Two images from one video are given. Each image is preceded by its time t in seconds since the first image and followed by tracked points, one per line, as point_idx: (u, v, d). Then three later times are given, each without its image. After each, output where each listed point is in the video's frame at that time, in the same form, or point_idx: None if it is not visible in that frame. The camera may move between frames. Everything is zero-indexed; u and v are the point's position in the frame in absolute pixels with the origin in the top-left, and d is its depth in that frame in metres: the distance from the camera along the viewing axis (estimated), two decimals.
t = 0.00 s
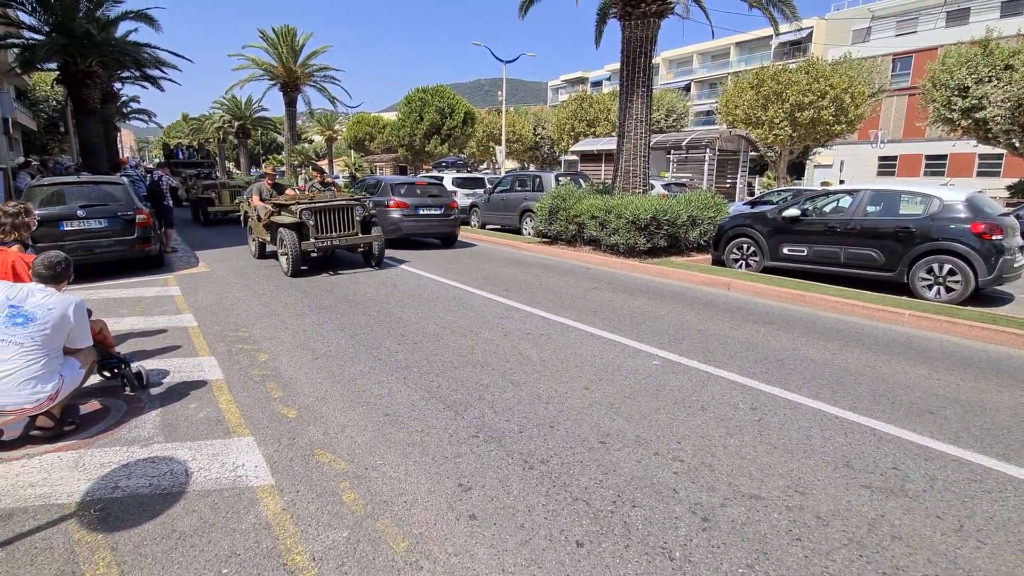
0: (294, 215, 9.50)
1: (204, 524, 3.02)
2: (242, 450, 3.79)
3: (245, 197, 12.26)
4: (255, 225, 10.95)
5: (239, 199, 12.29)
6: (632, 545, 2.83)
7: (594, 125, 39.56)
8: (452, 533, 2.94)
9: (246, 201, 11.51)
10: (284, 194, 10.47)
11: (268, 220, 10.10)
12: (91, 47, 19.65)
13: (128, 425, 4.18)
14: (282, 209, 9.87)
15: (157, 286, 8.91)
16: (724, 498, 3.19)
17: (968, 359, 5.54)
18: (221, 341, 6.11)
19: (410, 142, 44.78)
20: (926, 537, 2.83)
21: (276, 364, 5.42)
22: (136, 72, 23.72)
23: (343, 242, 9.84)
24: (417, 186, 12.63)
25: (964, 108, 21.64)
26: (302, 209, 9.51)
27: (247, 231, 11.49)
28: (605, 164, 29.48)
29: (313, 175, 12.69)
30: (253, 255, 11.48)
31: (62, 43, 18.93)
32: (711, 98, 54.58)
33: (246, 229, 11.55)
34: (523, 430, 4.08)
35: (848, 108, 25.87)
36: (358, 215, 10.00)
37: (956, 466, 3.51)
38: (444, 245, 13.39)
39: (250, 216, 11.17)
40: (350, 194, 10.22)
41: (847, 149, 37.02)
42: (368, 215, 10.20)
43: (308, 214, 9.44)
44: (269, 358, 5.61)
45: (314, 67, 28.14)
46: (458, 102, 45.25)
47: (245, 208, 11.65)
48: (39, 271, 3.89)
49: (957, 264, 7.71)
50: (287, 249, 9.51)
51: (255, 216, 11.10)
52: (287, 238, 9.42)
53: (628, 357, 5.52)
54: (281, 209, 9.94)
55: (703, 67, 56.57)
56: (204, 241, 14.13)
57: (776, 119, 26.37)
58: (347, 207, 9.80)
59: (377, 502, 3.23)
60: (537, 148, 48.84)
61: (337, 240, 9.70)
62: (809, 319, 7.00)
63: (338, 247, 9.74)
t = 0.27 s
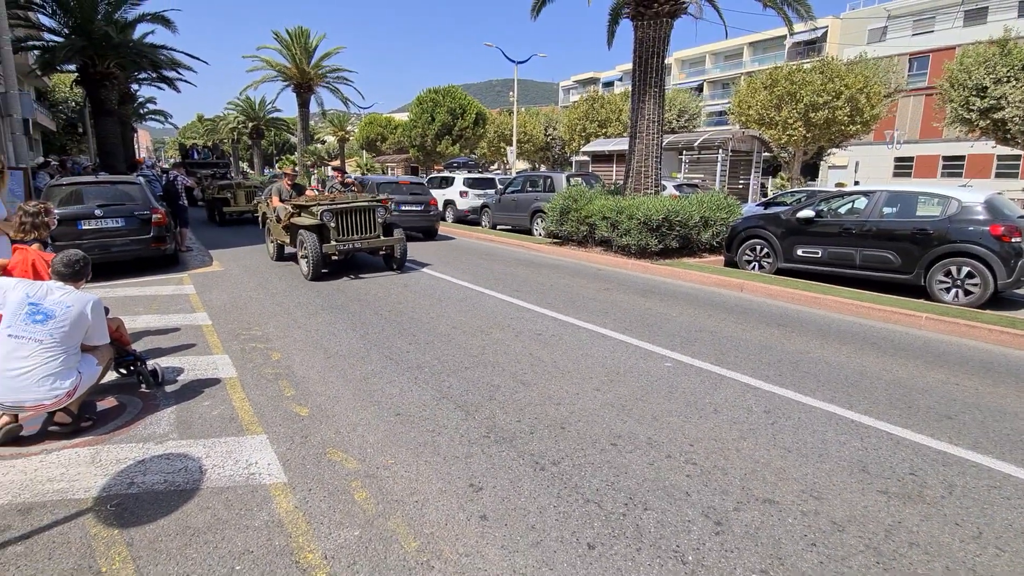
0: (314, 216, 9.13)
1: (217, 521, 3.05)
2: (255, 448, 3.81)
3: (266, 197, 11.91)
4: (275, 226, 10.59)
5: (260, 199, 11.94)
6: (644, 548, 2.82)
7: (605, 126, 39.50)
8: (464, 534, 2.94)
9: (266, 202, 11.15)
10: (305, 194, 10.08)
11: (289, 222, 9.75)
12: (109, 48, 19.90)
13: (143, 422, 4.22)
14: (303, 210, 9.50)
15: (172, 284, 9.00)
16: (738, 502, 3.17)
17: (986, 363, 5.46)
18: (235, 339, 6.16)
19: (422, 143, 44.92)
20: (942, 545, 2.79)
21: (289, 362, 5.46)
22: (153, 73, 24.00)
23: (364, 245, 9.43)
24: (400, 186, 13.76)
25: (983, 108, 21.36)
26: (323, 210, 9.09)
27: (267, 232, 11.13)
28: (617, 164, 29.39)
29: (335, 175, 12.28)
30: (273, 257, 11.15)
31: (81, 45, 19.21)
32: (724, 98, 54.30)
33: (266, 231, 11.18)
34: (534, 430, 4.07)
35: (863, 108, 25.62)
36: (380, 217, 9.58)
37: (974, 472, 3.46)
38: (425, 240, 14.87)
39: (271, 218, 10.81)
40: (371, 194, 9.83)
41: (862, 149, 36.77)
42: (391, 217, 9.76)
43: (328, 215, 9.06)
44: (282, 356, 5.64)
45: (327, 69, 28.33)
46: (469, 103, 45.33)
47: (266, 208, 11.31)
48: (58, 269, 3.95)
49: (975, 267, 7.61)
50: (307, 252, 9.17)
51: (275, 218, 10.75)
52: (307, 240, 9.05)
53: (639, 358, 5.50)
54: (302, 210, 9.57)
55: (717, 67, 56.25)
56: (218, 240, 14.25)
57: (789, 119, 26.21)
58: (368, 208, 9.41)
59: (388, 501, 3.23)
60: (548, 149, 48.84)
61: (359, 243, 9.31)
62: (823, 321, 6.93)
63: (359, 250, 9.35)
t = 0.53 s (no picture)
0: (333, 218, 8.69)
1: (227, 518, 3.06)
2: (264, 446, 3.83)
3: (280, 197, 11.47)
4: (291, 228, 10.18)
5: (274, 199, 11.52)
6: (653, 551, 2.80)
7: (615, 126, 39.42)
8: (472, 535, 2.93)
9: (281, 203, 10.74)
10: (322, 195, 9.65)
11: (306, 224, 9.32)
12: (122, 49, 20.07)
13: (154, 419, 4.25)
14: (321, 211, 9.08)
15: (184, 283, 9.06)
16: (748, 506, 3.15)
17: (1001, 367, 5.39)
18: (245, 338, 6.19)
19: (431, 143, 45.01)
20: (955, 551, 2.76)
21: (298, 362, 5.47)
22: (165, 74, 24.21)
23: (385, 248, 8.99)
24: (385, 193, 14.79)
25: (998, 108, 21.13)
26: (342, 212, 8.63)
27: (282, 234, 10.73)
28: (626, 165, 29.30)
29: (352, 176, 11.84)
30: (287, 260, 10.75)
31: (96, 46, 19.41)
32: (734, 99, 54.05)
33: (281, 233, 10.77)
34: (542, 432, 4.06)
35: (875, 108, 25.42)
36: (401, 219, 9.15)
37: (990, 478, 3.41)
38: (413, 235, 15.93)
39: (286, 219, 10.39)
40: (390, 195, 9.42)
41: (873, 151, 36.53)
42: (412, 219, 9.30)
43: (347, 217, 8.63)
44: (292, 356, 5.66)
45: (337, 69, 28.45)
46: (478, 103, 45.35)
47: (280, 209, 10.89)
48: (73, 268, 3.97)
49: (990, 270, 7.48)
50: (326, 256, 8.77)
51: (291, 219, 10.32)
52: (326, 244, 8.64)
53: (649, 359, 5.47)
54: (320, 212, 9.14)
55: (727, 68, 55.99)
56: (229, 240, 14.34)
57: (800, 120, 26.04)
58: (387, 210, 8.99)
59: (397, 500, 3.23)
60: (557, 149, 48.81)
61: (378, 246, 8.88)
62: (834, 323, 6.87)
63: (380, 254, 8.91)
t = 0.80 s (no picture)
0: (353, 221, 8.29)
1: (237, 517, 3.07)
2: (273, 445, 3.84)
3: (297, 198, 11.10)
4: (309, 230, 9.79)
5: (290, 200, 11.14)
6: (662, 554, 2.78)
7: (623, 127, 39.32)
8: (480, 536, 2.93)
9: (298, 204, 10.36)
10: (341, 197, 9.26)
11: (324, 227, 8.92)
12: (136, 51, 20.24)
13: (166, 417, 4.28)
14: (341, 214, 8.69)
15: (195, 283, 9.10)
16: (758, 510, 3.12)
17: (1016, 371, 5.32)
18: (255, 338, 6.22)
19: (440, 144, 45.10)
20: (969, 557, 2.72)
21: (307, 361, 5.49)
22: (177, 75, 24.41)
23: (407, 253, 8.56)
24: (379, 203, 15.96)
25: (1012, 109, 20.89)
26: (362, 215, 8.19)
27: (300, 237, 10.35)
28: (634, 165, 29.19)
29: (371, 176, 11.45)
30: (305, 263, 10.39)
31: (110, 48, 19.60)
32: (744, 99, 53.79)
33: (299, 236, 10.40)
34: (550, 433, 4.05)
35: (888, 108, 25.21)
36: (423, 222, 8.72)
37: (1005, 484, 3.37)
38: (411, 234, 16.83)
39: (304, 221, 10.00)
40: (412, 197, 8.99)
41: (886, 152, 36.22)
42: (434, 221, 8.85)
43: (368, 220, 8.21)
44: (301, 355, 5.68)
45: (347, 71, 28.58)
46: (487, 104, 45.37)
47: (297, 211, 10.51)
48: (86, 268, 4.00)
49: (1005, 272, 7.37)
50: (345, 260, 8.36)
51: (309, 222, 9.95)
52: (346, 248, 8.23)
53: (658, 361, 5.45)
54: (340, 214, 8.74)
55: (737, 68, 55.67)
56: (239, 240, 14.43)
57: (811, 120, 25.87)
58: (410, 213, 8.56)
59: (405, 501, 3.23)
60: (565, 150, 48.76)
61: (400, 250, 8.46)
62: (846, 326, 6.82)
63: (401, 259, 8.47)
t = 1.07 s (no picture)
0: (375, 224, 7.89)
1: (247, 516, 3.08)
2: (282, 445, 3.85)
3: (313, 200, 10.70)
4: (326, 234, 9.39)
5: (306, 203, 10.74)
6: (671, 558, 2.76)
7: (632, 128, 39.24)
8: (488, 537, 2.91)
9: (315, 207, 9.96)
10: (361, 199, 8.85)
11: (344, 231, 8.53)
12: (148, 54, 20.42)
13: (176, 417, 4.29)
14: (361, 217, 8.29)
15: (205, 284, 9.15)
16: (768, 514, 3.09)
17: None
18: (264, 338, 6.25)
19: (448, 145, 45.18)
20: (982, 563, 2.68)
21: (316, 362, 5.50)
22: (188, 77, 24.60)
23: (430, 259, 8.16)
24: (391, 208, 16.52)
25: None
26: (384, 218, 7.81)
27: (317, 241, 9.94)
28: (643, 167, 29.10)
29: (390, 178, 11.04)
30: (321, 268, 9.99)
31: (122, 51, 19.79)
32: (753, 100, 53.53)
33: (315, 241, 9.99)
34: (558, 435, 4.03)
35: (900, 109, 25.00)
36: (447, 226, 8.32)
37: (1020, 489, 3.32)
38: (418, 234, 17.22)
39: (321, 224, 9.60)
40: (435, 200, 8.60)
41: (898, 153, 35.91)
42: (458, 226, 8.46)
43: (390, 224, 7.81)
44: (310, 356, 5.69)
45: (356, 72, 28.70)
46: (495, 106, 45.39)
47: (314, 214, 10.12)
48: (98, 268, 4.02)
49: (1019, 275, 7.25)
50: (366, 266, 7.95)
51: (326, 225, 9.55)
52: (367, 254, 7.83)
53: (666, 364, 5.42)
54: (361, 218, 8.33)
55: (746, 69, 55.39)
56: (249, 241, 14.51)
57: (822, 121, 25.71)
58: (433, 216, 8.17)
59: (413, 501, 3.23)
60: (574, 151, 48.73)
61: (423, 256, 8.05)
62: (857, 329, 6.76)
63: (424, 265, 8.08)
